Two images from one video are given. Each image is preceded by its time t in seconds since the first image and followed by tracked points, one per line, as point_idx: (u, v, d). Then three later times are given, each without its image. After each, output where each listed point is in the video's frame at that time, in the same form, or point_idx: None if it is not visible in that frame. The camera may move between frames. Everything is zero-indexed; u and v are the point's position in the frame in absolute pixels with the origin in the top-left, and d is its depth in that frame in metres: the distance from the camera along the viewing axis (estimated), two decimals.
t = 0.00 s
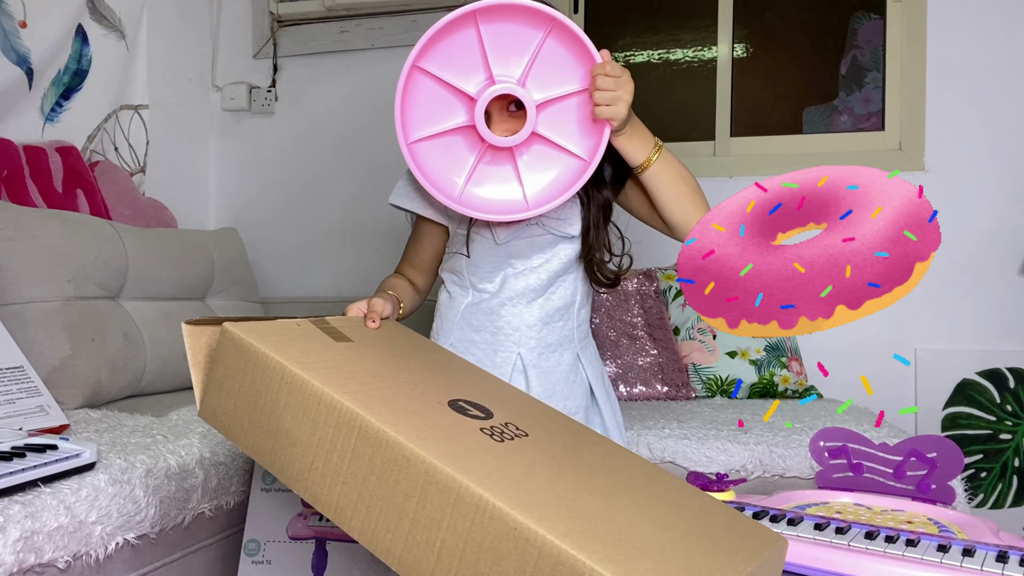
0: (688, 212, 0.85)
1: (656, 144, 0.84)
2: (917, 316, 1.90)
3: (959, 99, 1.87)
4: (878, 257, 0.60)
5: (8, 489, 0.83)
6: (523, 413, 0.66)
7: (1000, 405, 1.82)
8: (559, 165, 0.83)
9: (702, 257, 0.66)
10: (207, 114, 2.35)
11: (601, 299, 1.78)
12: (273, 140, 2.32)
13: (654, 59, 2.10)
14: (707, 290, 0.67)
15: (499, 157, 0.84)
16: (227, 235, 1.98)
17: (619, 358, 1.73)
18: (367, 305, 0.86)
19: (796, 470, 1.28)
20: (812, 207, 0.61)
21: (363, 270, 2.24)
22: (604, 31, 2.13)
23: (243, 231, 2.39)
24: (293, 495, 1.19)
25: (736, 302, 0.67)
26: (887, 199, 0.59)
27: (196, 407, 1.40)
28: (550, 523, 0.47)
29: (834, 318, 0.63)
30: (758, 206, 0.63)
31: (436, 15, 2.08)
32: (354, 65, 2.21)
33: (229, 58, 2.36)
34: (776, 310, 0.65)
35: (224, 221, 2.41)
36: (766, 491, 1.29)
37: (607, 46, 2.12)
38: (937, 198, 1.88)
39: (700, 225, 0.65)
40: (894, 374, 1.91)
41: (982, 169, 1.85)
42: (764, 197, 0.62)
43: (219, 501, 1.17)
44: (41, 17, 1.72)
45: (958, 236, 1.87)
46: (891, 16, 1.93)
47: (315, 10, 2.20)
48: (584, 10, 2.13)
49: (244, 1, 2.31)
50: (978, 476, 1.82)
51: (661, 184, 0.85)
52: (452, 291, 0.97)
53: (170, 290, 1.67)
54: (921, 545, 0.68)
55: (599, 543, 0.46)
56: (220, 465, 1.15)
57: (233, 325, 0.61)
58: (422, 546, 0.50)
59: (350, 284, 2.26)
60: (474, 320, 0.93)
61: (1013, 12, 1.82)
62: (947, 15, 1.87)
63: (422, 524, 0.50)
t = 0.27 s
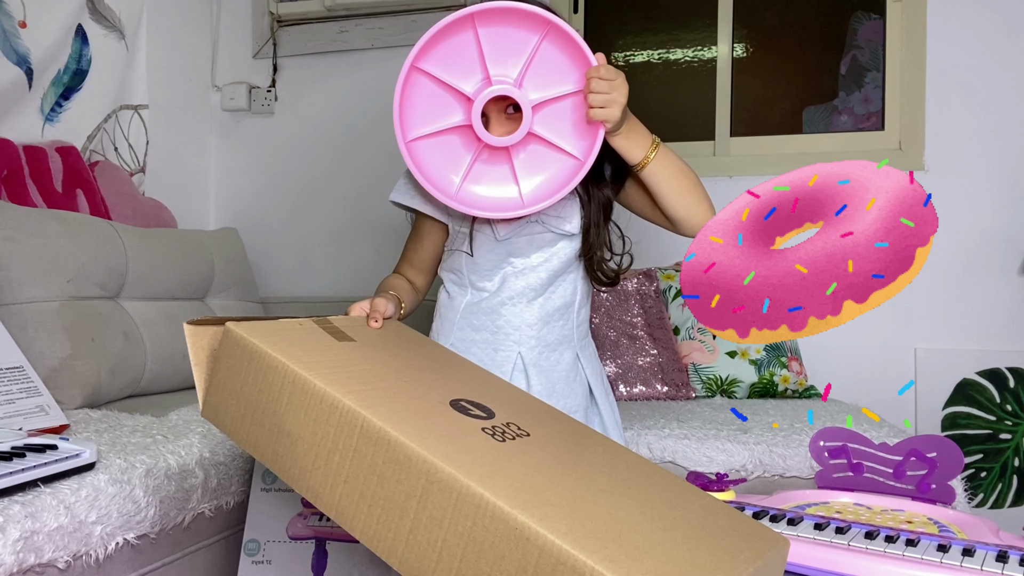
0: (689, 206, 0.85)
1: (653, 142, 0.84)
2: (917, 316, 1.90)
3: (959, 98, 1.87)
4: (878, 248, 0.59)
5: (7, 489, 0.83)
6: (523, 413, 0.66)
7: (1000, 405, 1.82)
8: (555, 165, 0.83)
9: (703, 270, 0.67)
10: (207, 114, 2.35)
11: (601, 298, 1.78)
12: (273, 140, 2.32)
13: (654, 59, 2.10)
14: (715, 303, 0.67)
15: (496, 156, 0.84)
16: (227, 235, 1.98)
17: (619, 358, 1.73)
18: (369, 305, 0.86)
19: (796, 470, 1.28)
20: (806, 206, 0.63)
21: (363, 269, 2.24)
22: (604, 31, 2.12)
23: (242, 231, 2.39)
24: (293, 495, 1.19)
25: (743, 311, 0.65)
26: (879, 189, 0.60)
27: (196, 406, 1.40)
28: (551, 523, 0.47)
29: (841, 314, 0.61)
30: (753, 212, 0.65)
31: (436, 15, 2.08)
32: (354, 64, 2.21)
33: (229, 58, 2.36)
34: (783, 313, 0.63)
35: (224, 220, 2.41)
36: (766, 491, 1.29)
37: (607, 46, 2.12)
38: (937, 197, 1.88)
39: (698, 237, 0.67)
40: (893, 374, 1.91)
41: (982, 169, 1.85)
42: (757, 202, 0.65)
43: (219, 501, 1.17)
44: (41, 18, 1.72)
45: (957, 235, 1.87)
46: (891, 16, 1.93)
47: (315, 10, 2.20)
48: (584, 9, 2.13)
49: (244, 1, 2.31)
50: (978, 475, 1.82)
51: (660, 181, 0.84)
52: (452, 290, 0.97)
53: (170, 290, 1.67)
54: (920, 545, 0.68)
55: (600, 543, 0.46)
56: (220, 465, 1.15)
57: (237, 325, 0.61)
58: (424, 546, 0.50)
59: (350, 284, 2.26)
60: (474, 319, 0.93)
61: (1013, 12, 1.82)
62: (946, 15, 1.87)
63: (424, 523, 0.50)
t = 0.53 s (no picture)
0: (692, 202, 0.83)
1: (652, 137, 0.83)
2: (917, 316, 1.90)
3: (959, 99, 1.87)
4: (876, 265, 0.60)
5: (8, 489, 0.83)
6: (523, 412, 0.66)
7: (1000, 405, 1.82)
8: (547, 157, 0.84)
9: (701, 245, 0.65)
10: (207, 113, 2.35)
11: (601, 298, 1.78)
12: (273, 139, 2.32)
13: (654, 59, 2.10)
14: (704, 278, 0.67)
15: (488, 146, 0.85)
16: (227, 235, 1.98)
17: (619, 358, 1.73)
18: (378, 304, 0.87)
19: (796, 470, 1.28)
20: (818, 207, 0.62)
21: (363, 269, 2.24)
22: (604, 31, 2.13)
23: (242, 231, 2.39)
24: (293, 495, 1.19)
25: (730, 293, 0.66)
26: (892, 208, 0.58)
27: (196, 406, 1.40)
28: (551, 522, 0.47)
29: (825, 320, 0.63)
30: (764, 200, 0.62)
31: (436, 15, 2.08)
32: (354, 64, 2.21)
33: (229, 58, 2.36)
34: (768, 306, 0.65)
35: (223, 220, 2.41)
36: (765, 490, 1.29)
37: (607, 46, 2.12)
38: (937, 197, 1.88)
39: (703, 212, 0.64)
40: (893, 374, 1.91)
41: (983, 169, 1.85)
42: (770, 191, 0.62)
43: (219, 501, 1.17)
44: (41, 18, 1.71)
45: (957, 235, 1.87)
46: (891, 16, 1.93)
47: (315, 10, 2.20)
48: (584, 9, 2.13)
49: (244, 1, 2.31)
50: (978, 475, 1.82)
51: (660, 175, 0.83)
52: (447, 288, 0.97)
53: (170, 290, 1.67)
54: (921, 545, 0.68)
55: (601, 543, 0.46)
56: (220, 465, 1.15)
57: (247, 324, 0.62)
58: (426, 543, 0.50)
59: (350, 284, 2.26)
60: (466, 318, 0.93)
61: (1013, 12, 1.82)
62: (946, 15, 1.87)
63: (425, 521, 0.50)
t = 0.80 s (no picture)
0: (685, 196, 0.83)
1: (645, 130, 0.83)
2: (917, 316, 1.90)
3: (959, 99, 1.87)
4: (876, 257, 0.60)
5: (8, 489, 0.83)
6: (522, 414, 0.66)
7: (1000, 405, 1.82)
8: (538, 147, 0.84)
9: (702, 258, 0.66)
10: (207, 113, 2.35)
11: (600, 298, 1.78)
12: (272, 139, 2.32)
13: (654, 59, 2.10)
14: (708, 289, 0.67)
15: (480, 134, 0.86)
16: (226, 235, 1.97)
17: (619, 358, 1.74)
18: (377, 309, 0.87)
19: (796, 470, 1.28)
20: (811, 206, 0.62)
21: (362, 269, 2.24)
22: (604, 31, 2.13)
23: (242, 231, 2.39)
24: (293, 495, 1.19)
25: (735, 302, 0.66)
26: (886, 199, 0.59)
27: (195, 406, 1.40)
28: (546, 522, 0.47)
29: (833, 318, 0.63)
30: (759, 205, 0.63)
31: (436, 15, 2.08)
32: (354, 64, 2.21)
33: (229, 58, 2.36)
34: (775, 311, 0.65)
35: (223, 220, 2.41)
36: (765, 490, 1.29)
37: (607, 45, 2.12)
38: (937, 197, 1.88)
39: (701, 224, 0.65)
40: (893, 374, 1.91)
41: (983, 169, 1.85)
42: (764, 196, 0.63)
43: (219, 501, 1.16)
44: (41, 17, 1.71)
45: (957, 235, 1.87)
46: (891, 16, 1.93)
47: (314, 10, 2.20)
48: (584, 9, 2.13)
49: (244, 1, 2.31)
50: (978, 475, 1.82)
51: (654, 166, 0.83)
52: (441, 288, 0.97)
53: (170, 290, 1.67)
54: (920, 545, 0.68)
55: (600, 543, 0.46)
56: (220, 464, 1.15)
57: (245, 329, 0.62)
58: (424, 545, 0.50)
59: (350, 284, 2.26)
60: (459, 318, 0.93)
61: (1013, 12, 1.82)
62: (946, 14, 1.87)
63: (423, 523, 0.50)
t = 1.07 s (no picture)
0: (658, 199, 0.86)
1: (620, 133, 0.83)
2: (917, 316, 1.90)
3: (959, 98, 1.87)
4: (875, 265, 0.81)
5: (8, 489, 0.83)
6: (517, 419, 0.66)
7: (1000, 405, 1.82)
8: (516, 151, 0.83)
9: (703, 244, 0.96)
10: (207, 113, 2.35)
11: (599, 298, 1.78)
12: (272, 139, 2.32)
13: (654, 59, 2.10)
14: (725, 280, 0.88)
15: (456, 141, 0.84)
16: (226, 235, 1.97)
17: (619, 358, 1.73)
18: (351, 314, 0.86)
19: (796, 470, 1.28)
20: (811, 210, 0.89)
21: (362, 269, 2.24)
22: (604, 31, 2.13)
23: (242, 231, 2.39)
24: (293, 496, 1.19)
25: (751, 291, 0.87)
26: (888, 209, 0.86)
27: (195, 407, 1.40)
28: (544, 525, 0.47)
29: (827, 318, 0.85)
30: (762, 202, 0.94)
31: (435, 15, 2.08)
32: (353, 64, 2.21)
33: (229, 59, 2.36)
34: (770, 305, 0.89)
35: (223, 220, 2.41)
36: (766, 491, 1.29)
37: (607, 46, 2.13)
38: (937, 197, 1.88)
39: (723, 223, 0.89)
40: (894, 373, 1.91)
41: (982, 168, 1.85)
42: (769, 195, 0.93)
43: (219, 500, 1.16)
44: (41, 17, 1.71)
45: (957, 235, 1.87)
46: (891, 16, 1.93)
47: (314, 10, 2.20)
48: (584, 9, 2.13)
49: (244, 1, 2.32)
50: (978, 474, 1.81)
51: (630, 167, 0.84)
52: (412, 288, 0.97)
53: (169, 290, 1.67)
54: (921, 544, 0.68)
55: (596, 545, 0.46)
56: (219, 464, 1.15)
57: (217, 337, 0.61)
58: (417, 553, 0.50)
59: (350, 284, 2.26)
60: (430, 317, 0.93)
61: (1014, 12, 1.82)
62: (946, 15, 1.87)
63: (415, 530, 0.50)
